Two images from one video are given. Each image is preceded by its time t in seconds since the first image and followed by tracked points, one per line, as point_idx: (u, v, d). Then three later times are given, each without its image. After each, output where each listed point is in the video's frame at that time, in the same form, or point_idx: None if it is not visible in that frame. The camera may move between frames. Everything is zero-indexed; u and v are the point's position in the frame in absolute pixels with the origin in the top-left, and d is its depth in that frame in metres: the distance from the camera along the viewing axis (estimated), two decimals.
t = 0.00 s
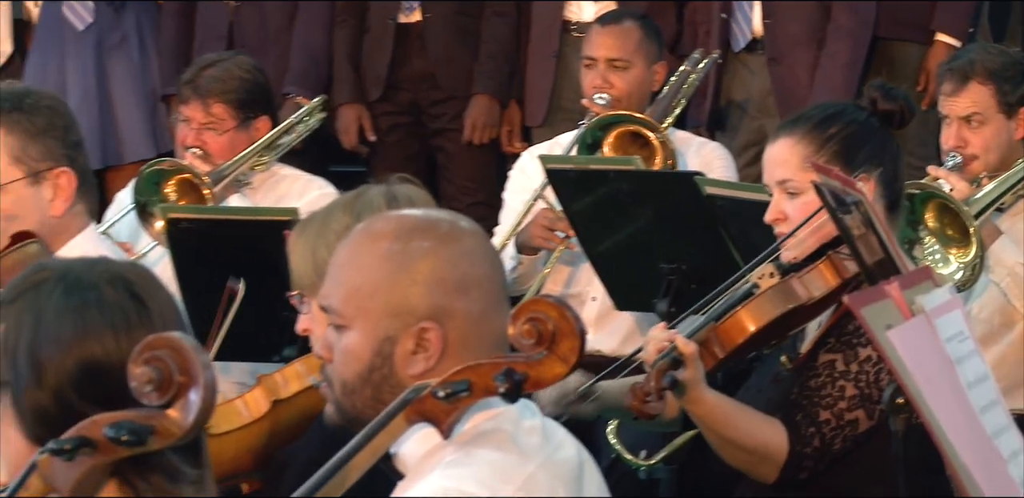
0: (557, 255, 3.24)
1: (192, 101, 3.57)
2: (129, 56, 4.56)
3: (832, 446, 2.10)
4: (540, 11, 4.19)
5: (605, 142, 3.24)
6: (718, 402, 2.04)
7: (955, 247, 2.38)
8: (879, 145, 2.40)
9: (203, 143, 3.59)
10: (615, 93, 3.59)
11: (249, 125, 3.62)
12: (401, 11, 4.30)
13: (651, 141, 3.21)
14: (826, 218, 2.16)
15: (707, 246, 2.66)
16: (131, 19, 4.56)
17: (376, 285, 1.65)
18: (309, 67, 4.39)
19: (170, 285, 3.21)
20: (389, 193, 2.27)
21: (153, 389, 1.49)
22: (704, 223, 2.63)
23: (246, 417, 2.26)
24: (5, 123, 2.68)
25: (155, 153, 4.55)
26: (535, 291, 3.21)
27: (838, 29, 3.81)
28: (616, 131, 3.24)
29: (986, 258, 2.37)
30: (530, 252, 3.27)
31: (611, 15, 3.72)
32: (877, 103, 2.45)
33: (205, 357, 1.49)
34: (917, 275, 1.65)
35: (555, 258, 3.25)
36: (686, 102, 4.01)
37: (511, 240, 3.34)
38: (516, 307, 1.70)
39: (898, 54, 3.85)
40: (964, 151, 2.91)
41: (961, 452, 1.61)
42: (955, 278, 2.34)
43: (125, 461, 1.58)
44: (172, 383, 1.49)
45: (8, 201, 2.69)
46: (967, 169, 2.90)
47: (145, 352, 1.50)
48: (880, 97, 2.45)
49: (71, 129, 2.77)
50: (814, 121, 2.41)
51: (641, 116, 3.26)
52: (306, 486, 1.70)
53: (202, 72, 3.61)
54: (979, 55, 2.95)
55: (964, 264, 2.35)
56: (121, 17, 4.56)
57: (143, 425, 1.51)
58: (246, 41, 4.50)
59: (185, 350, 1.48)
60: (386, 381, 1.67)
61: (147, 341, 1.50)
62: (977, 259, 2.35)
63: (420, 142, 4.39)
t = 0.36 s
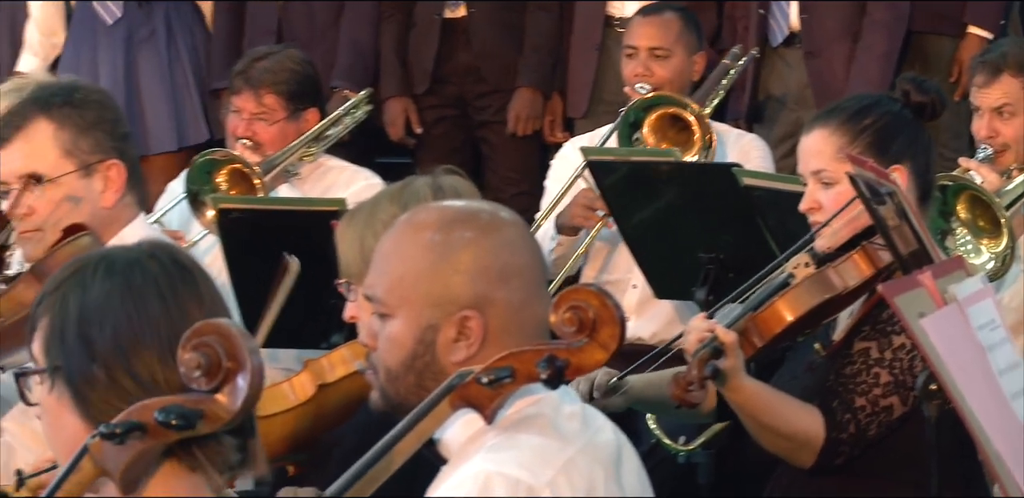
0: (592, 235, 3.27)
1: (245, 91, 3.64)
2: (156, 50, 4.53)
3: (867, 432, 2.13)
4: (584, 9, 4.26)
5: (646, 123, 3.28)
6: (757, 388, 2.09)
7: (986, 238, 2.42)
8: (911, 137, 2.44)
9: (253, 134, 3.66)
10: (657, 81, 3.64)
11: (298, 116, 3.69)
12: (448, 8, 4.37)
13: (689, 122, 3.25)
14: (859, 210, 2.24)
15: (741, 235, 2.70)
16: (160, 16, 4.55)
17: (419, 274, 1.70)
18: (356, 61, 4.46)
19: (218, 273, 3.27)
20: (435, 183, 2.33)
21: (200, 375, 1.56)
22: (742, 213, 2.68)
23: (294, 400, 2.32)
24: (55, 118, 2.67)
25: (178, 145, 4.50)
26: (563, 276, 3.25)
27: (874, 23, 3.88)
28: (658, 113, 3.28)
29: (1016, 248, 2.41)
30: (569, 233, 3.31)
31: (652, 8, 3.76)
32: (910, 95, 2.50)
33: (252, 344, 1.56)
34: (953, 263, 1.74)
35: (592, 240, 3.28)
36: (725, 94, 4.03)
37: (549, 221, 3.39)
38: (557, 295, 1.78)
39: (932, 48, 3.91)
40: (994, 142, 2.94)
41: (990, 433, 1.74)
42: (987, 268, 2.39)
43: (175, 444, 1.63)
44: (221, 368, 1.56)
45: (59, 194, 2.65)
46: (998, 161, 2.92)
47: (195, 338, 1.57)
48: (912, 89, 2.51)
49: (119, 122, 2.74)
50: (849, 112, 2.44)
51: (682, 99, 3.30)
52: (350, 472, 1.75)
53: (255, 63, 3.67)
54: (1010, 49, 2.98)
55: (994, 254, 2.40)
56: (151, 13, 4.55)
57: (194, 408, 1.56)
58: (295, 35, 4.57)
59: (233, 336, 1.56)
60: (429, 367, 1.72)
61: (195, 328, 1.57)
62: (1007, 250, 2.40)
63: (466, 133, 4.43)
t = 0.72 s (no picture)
0: (639, 233, 3.32)
1: (293, 96, 3.73)
2: (206, 49, 4.63)
3: (908, 425, 2.22)
4: (633, 10, 4.31)
5: (690, 123, 3.34)
6: (801, 385, 2.16)
7: None
8: (955, 136, 2.52)
9: (304, 137, 3.74)
10: (700, 83, 3.68)
11: (348, 118, 3.76)
12: (497, 9, 4.44)
13: (734, 122, 3.30)
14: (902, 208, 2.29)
15: (784, 233, 2.75)
16: (212, 18, 4.65)
17: (468, 271, 1.75)
18: (405, 60, 4.53)
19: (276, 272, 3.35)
20: (481, 182, 2.40)
21: (221, 373, 1.53)
22: (784, 211, 2.72)
23: (344, 395, 2.38)
24: (116, 117, 2.74)
25: (226, 143, 4.57)
26: (614, 269, 3.29)
27: (917, 23, 3.91)
28: (703, 113, 3.34)
29: None
30: (616, 231, 3.36)
31: (696, 10, 3.80)
32: (953, 95, 2.57)
33: (270, 341, 1.53)
34: (992, 259, 1.82)
35: (639, 238, 3.34)
36: (770, 92, 4.06)
37: (596, 218, 3.47)
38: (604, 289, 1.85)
39: (971, 50, 3.96)
40: None
41: None
42: None
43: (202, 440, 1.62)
44: (240, 366, 1.53)
45: (120, 193, 2.73)
46: None
47: (213, 337, 1.53)
48: (956, 90, 2.58)
49: (177, 122, 2.81)
50: (894, 111, 2.54)
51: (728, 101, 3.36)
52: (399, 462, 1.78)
53: (303, 67, 3.75)
54: None
55: None
56: (204, 14, 4.65)
57: (213, 407, 1.54)
58: (347, 35, 4.65)
59: (250, 335, 1.52)
60: (478, 361, 1.77)
61: (213, 327, 1.54)
62: None
63: (515, 132, 4.50)
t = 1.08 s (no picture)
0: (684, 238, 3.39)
1: (345, 99, 3.82)
2: (277, 52, 4.79)
3: (940, 421, 2.29)
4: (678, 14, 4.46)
5: (733, 130, 3.40)
6: (830, 382, 2.23)
7: None
8: (987, 138, 2.63)
9: (356, 139, 3.83)
10: (743, 89, 3.73)
11: (399, 121, 3.85)
12: (545, 14, 4.57)
13: (775, 129, 3.37)
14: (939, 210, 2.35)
15: (826, 233, 2.81)
16: (280, 22, 4.82)
17: (517, 272, 1.82)
18: (454, 66, 4.69)
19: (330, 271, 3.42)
20: (525, 182, 2.49)
21: (261, 360, 1.57)
22: (825, 212, 2.79)
23: (394, 389, 2.44)
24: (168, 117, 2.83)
25: (300, 142, 4.77)
26: (663, 270, 3.35)
27: (955, 28, 4.13)
28: (743, 121, 3.40)
29: None
30: (661, 233, 3.42)
31: (740, 16, 3.84)
32: (985, 98, 2.66)
33: (309, 328, 1.56)
34: None
35: (685, 241, 3.41)
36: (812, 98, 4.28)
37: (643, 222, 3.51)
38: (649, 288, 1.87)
39: (1009, 55, 4.18)
40: None
41: None
42: None
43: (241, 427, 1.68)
44: (280, 352, 1.56)
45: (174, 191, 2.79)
46: None
47: (253, 323, 1.57)
48: (987, 92, 2.66)
49: (231, 122, 2.87)
50: (926, 116, 2.61)
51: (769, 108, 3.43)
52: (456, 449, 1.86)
53: (355, 71, 3.84)
54: None
55: None
56: (272, 19, 4.81)
57: (254, 392, 1.58)
58: (399, 40, 4.80)
59: (289, 321, 1.55)
60: (529, 359, 1.83)
61: (252, 314, 1.57)
62: None
63: (561, 134, 4.63)
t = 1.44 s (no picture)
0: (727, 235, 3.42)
1: (395, 99, 3.90)
2: (328, 56, 4.94)
3: (982, 418, 2.31)
4: (721, 17, 4.51)
5: (775, 130, 3.44)
6: (878, 377, 2.28)
7: None
8: None
9: (406, 139, 3.91)
10: (785, 91, 3.76)
11: (448, 123, 3.92)
12: (590, 19, 4.67)
13: (817, 129, 3.41)
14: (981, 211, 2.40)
15: (866, 233, 2.83)
16: (333, 24, 4.96)
17: (566, 269, 1.87)
18: (502, 69, 4.78)
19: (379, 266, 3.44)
20: (577, 184, 2.54)
21: (314, 354, 1.65)
22: (864, 213, 2.80)
23: (445, 389, 2.49)
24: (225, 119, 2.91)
25: (348, 144, 4.88)
26: (703, 269, 3.39)
27: (994, 32, 4.18)
28: (786, 120, 3.44)
29: None
30: (704, 231, 3.45)
31: (782, 21, 3.87)
32: None
33: (358, 323, 1.64)
34: None
35: (726, 238, 3.43)
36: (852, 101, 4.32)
37: (686, 221, 3.55)
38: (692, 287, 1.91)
39: None
40: None
41: None
42: None
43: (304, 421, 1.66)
44: (331, 346, 1.64)
45: (229, 192, 2.84)
46: None
47: (305, 319, 1.65)
48: None
49: (287, 126, 2.95)
50: (968, 118, 2.65)
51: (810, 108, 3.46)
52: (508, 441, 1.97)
53: (405, 72, 3.93)
54: None
55: None
56: (325, 22, 4.96)
57: (306, 385, 1.64)
58: (447, 45, 4.87)
59: (339, 315, 1.63)
60: (577, 355, 1.89)
61: (303, 311, 1.65)
62: None
63: (605, 136, 4.73)
